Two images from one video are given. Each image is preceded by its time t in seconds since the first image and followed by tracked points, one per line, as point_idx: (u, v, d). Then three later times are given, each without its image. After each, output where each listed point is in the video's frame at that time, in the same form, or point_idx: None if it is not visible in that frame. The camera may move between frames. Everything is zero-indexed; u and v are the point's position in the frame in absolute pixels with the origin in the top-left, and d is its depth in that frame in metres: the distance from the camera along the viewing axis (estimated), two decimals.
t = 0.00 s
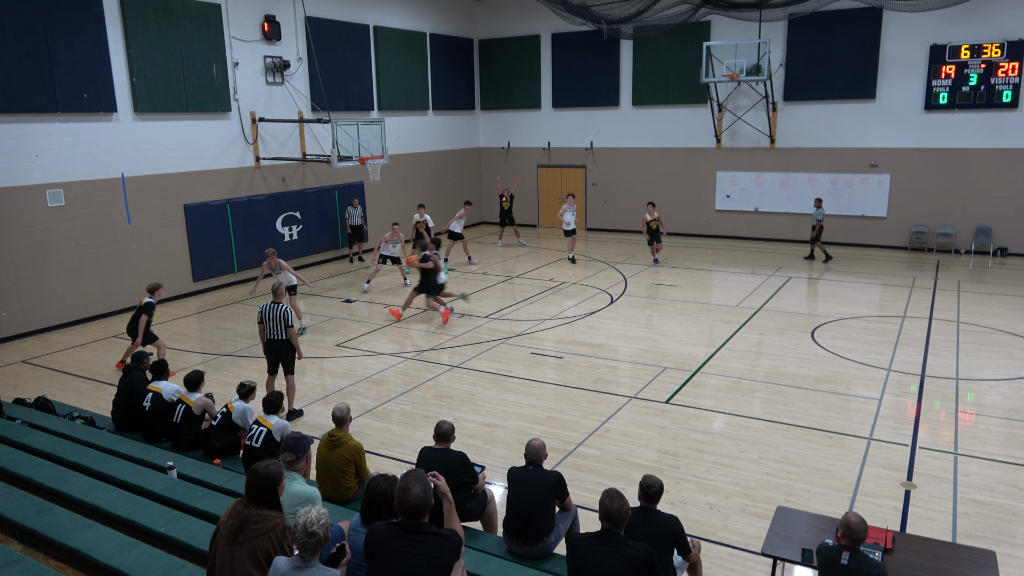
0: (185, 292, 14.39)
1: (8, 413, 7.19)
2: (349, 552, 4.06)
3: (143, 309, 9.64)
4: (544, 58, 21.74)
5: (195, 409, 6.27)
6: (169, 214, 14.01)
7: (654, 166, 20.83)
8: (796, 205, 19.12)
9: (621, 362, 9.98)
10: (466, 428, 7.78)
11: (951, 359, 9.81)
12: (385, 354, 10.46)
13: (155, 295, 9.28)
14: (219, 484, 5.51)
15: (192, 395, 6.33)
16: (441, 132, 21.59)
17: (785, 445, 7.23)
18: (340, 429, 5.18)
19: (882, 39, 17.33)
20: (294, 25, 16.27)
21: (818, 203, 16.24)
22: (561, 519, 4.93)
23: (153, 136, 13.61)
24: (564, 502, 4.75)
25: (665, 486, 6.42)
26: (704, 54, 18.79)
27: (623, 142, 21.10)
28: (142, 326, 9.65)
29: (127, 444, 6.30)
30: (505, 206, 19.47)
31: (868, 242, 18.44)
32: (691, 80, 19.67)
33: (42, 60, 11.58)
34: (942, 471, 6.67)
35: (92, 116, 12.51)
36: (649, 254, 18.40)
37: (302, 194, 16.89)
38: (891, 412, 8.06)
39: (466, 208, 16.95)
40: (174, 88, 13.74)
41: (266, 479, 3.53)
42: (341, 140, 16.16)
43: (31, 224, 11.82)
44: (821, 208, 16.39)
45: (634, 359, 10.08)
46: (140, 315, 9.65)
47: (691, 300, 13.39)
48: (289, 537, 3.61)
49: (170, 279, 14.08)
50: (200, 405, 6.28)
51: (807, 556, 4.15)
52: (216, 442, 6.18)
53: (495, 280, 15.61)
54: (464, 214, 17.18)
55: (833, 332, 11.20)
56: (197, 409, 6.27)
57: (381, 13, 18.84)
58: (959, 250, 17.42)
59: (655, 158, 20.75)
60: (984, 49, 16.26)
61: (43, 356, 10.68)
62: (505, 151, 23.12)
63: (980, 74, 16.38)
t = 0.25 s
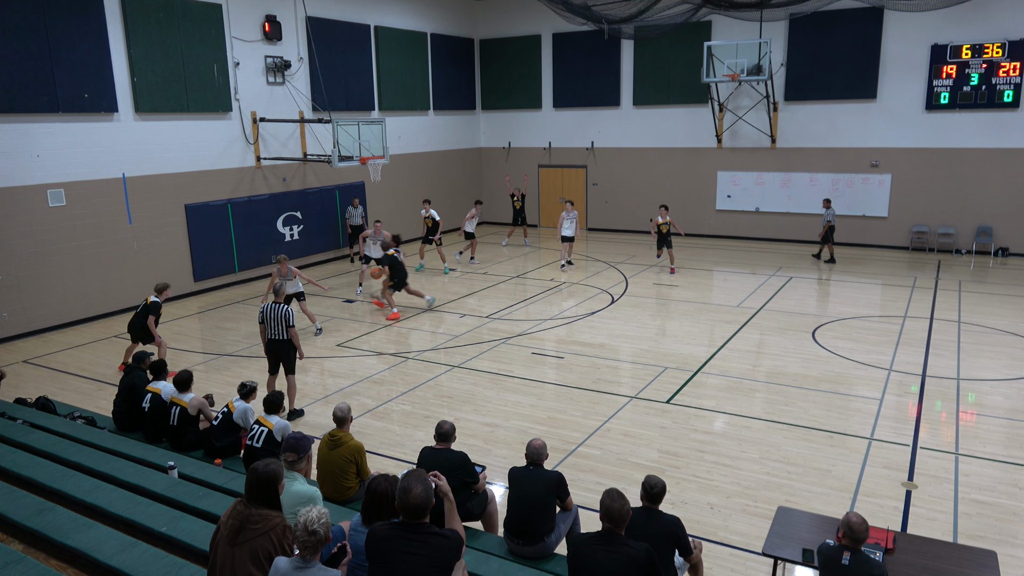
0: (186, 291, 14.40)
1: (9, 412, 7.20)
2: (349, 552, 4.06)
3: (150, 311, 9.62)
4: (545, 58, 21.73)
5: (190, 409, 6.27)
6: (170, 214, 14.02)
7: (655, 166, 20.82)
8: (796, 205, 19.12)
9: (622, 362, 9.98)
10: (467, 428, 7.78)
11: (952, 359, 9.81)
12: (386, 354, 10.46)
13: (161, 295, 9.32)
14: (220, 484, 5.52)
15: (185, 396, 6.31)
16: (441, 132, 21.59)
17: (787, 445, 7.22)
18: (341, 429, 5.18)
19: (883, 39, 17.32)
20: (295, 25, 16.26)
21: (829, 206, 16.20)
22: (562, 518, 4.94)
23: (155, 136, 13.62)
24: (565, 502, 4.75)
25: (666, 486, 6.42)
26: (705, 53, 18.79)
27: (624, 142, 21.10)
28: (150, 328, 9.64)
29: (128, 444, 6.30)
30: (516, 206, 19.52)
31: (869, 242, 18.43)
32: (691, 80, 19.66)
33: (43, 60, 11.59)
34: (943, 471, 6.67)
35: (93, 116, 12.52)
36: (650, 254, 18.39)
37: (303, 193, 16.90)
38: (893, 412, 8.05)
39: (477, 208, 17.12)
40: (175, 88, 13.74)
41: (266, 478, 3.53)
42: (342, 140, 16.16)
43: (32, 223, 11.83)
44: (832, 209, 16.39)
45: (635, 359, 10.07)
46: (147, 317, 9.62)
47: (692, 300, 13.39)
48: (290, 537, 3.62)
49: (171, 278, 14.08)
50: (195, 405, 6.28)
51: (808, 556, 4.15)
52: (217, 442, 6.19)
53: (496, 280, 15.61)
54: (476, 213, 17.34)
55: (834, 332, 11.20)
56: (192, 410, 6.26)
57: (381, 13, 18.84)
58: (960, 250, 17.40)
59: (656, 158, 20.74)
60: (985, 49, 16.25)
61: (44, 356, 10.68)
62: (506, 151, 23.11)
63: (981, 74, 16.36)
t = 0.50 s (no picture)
0: (186, 291, 14.40)
1: (10, 412, 7.20)
2: (350, 552, 4.06)
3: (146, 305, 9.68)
4: (546, 58, 21.73)
5: (186, 410, 6.28)
6: (170, 214, 14.02)
7: (655, 166, 20.81)
8: (797, 205, 19.12)
9: (623, 362, 9.98)
10: (468, 428, 7.78)
11: (952, 359, 9.81)
12: (387, 355, 10.46)
13: (151, 288, 9.37)
14: (221, 484, 5.52)
15: (179, 398, 6.34)
16: (442, 132, 21.58)
17: (787, 445, 7.23)
18: (341, 429, 5.18)
19: (883, 39, 17.31)
20: (295, 25, 16.26)
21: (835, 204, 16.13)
22: (563, 519, 4.94)
23: (155, 136, 13.62)
24: (566, 502, 4.75)
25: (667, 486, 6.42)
26: (705, 53, 18.78)
27: (625, 142, 21.09)
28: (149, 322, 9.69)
29: (128, 444, 6.31)
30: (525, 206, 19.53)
31: (870, 242, 18.43)
32: (692, 80, 19.65)
33: (44, 60, 11.59)
34: (944, 471, 6.67)
35: (93, 116, 12.53)
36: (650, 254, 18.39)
37: (304, 193, 16.91)
38: (893, 412, 8.06)
39: (489, 208, 17.11)
40: (176, 88, 13.74)
41: (266, 478, 3.53)
42: (342, 140, 16.17)
43: (32, 223, 11.83)
44: (837, 210, 16.30)
45: (636, 359, 10.07)
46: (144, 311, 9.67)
47: (693, 300, 13.39)
48: (290, 537, 3.62)
49: (171, 278, 14.08)
50: (190, 406, 6.30)
51: (808, 556, 4.15)
52: (217, 442, 6.19)
53: (496, 280, 15.61)
54: (489, 212, 17.39)
55: (835, 332, 11.20)
56: (189, 410, 6.27)
57: (382, 13, 18.84)
58: (961, 250, 17.39)
59: (657, 158, 20.74)
60: (986, 48, 16.24)
61: (45, 356, 10.69)
62: (507, 151, 23.11)
63: (982, 74, 16.36)
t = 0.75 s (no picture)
0: (186, 291, 14.40)
1: (10, 412, 7.20)
2: (350, 551, 4.06)
3: (134, 298, 9.66)
4: (546, 58, 21.73)
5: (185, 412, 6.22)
6: (170, 214, 14.01)
7: (655, 166, 20.81)
8: (797, 205, 19.12)
9: (623, 362, 9.98)
10: (468, 428, 7.78)
11: (952, 359, 9.81)
12: (387, 355, 10.46)
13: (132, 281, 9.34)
14: (221, 484, 5.52)
15: (179, 399, 6.27)
16: (442, 132, 21.58)
17: (787, 445, 7.23)
18: (342, 428, 5.18)
19: (884, 39, 17.31)
20: (295, 25, 16.25)
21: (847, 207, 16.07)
22: (563, 519, 4.94)
23: (155, 136, 13.62)
24: (566, 502, 4.75)
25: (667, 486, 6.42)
26: (706, 54, 18.79)
27: (625, 142, 21.09)
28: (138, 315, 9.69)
29: (128, 444, 6.31)
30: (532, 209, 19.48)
31: (870, 242, 18.42)
32: (693, 79, 19.65)
33: (44, 59, 11.59)
34: (944, 472, 6.67)
35: (93, 116, 12.53)
36: (651, 254, 18.39)
37: (304, 193, 16.90)
38: (894, 411, 8.05)
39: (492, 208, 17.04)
40: (176, 88, 13.74)
41: (266, 479, 3.53)
42: (343, 140, 16.18)
43: (32, 223, 11.83)
44: (849, 211, 16.19)
45: (636, 359, 10.07)
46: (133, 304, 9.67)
47: (693, 300, 13.39)
48: (290, 537, 3.62)
49: (171, 278, 14.08)
50: (190, 408, 6.24)
51: (808, 556, 4.15)
52: (217, 442, 6.20)
53: (496, 280, 15.61)
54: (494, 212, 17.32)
55: (835, 332, 11.20)
56: (187, 411, 6.22)
57: (382, 13, 18.84)
58: (961, 250, 17.39)
59: (657, 157, 20.74)
60: (986, 48, 16.24)
61: (45, 356, 10.69)
62: (507, 151, 23.11)
63: (982, 74, 16.36)
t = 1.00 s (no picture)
0: (186, 291, 14.39)
1: (10, 412, 7.20)
2: (350, 551, 4.06)
3: (128, 294, 9.65)
4: (546, 58, 21.72)
5: (184, 413, 6.19)
6: (170, 214, 14.01)
7: (656, 166, 20.81)
8: (798, 205, 19.12)
9: (624, 362, 9.97)
10: (468, 428, 7.78)
11: (953, 359, 9.81)
12: (387, 355, 10.46)
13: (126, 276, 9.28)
14: (221, 484, 5.52)
15: (178, 400, 6.23)
16: (442, 132, 21.58)
17: (787, 445, 7.23)
18: (342, 429, 5.18)
19: (884, 39, 17.30)
20: (296, 25, 16.25)
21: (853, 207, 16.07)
22: (563, 519, 4.94)
23: (155, 136, 13.61)
24: (566, 502, 4.74)
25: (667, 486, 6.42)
26: (706, 53, 18.80)
27: (625, 142, 21.08)
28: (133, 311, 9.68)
29: (129, 444, 6.31)
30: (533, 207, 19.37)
31: (871, 242, 18.42)
32: (693, 79, 19.64)
33: (44, 59, 11.60)
34: (945, 472, 6.66)
35: (93, 116, 12.53)
36: (651, 254, 18.39)
37: (304, 193, 16.90)
38: (894, 411, 8.05)
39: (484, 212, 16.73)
40: (176, 88, 13.74)
41: (265, 479, 3.53)
42: (343, 140, 16.18)
43: (32, 223, 11.83)
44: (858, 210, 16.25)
45: (636, 359, 10.07)
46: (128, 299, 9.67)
47: (693, 300, 13.39)
48: (290, 537, 3.62)
49: (171, 278, 14.08)
50: (188, 409, 6.18)
51: (809, 556, 4.14)
52: (216, 443, 6.20)
53: (496, 280, 15.60)
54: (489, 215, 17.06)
55: (835, 332, 11.19)
56: (185, 412, 6.18)
57: (383, 13, 18.84)
58: (961, 250, 17.38)
59: (657, 157, 20.73)
60: (987, 48, 16.23)
61: (45, 355, 10.70)
62: (507, 151, 23.10)
63: (983, 74, 16.35)
